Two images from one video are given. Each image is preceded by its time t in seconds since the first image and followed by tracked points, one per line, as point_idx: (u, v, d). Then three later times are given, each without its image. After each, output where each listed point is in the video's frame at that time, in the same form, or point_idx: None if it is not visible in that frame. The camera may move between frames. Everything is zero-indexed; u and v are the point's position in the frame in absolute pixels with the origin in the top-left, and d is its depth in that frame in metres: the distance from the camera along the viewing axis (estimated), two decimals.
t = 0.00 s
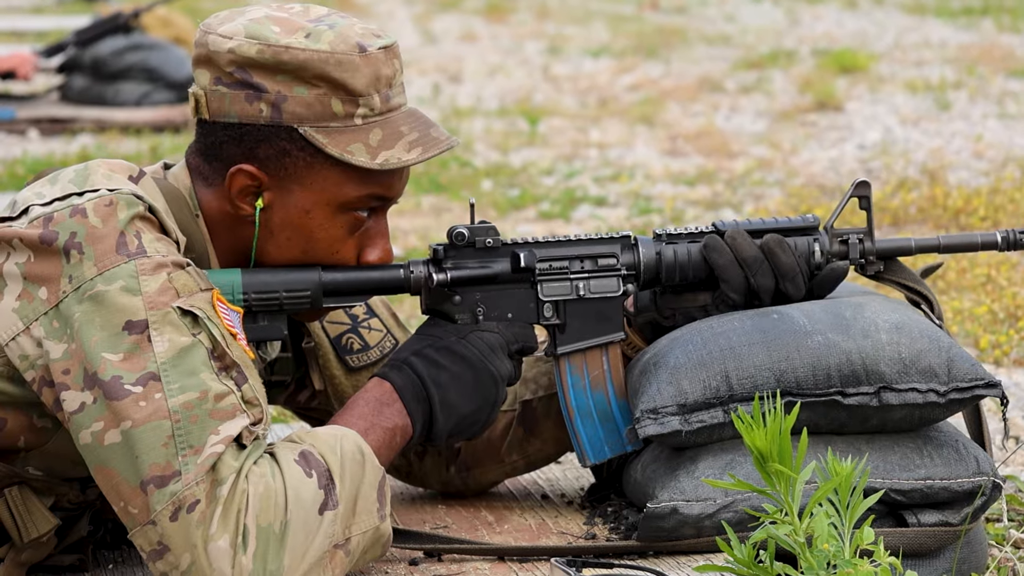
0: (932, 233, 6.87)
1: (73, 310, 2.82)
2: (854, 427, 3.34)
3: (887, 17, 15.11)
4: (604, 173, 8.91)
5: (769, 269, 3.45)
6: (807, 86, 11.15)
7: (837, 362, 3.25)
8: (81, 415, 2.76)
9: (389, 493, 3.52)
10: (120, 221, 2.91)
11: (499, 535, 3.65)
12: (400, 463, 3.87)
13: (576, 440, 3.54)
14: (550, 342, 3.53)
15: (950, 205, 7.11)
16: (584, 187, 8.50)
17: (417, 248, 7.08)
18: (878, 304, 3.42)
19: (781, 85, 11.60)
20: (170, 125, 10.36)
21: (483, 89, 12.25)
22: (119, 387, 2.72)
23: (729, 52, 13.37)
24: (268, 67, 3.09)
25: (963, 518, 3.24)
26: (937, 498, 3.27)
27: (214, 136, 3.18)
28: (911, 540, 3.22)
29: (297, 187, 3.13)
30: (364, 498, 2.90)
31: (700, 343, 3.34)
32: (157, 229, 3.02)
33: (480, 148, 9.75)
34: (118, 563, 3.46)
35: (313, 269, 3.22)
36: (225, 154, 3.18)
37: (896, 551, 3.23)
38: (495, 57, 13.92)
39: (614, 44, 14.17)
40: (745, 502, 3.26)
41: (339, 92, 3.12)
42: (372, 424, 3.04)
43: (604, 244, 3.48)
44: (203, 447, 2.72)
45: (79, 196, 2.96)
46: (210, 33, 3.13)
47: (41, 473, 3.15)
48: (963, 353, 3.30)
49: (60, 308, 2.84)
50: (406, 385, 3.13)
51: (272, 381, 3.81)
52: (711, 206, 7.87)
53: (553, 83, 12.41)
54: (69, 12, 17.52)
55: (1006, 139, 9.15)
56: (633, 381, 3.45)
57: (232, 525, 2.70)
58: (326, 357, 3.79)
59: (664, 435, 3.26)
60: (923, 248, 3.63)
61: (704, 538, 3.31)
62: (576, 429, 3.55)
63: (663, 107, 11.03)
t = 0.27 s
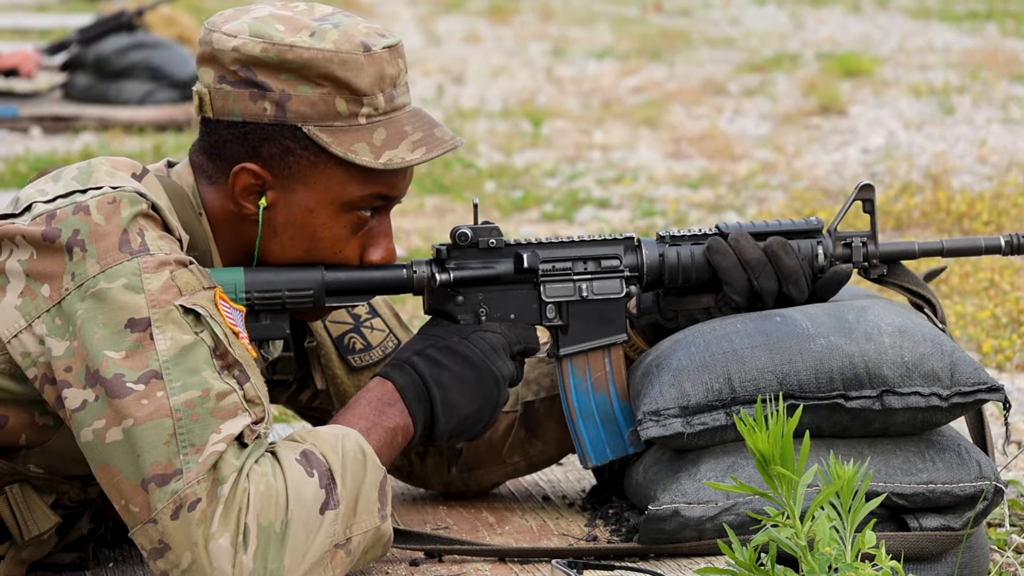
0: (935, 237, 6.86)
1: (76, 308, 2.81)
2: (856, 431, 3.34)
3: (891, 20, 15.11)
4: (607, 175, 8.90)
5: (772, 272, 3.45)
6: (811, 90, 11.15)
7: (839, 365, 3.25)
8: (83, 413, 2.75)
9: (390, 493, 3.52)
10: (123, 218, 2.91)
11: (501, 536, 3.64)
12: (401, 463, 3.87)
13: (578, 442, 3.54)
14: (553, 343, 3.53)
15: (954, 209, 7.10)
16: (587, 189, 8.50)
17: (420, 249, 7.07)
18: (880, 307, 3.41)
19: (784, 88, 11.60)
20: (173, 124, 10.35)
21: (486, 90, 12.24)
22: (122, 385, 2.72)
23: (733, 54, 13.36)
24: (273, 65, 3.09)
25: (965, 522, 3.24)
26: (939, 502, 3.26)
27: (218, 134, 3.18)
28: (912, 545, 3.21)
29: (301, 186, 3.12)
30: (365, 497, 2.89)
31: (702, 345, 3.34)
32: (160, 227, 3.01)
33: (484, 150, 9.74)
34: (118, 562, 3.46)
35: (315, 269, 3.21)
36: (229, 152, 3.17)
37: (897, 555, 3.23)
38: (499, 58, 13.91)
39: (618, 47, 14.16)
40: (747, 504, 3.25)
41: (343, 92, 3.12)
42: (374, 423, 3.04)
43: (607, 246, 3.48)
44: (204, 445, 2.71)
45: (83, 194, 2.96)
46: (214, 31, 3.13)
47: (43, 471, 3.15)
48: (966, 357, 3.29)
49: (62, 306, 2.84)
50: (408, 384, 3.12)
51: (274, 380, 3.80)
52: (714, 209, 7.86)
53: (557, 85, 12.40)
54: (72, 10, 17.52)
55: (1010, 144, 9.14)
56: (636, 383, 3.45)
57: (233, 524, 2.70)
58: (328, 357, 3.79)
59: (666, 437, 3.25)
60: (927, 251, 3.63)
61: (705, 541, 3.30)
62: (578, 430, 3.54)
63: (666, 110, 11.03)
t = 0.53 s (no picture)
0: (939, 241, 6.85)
1: (79, 306, 2.81)
2: (859, 434, 3.33)
3: (896, 25, 15.10)
4: (611, 178, 8.90)
5: (775, 274, 3.44)
6: (815, 94, 11.15)
7: (842, 368, 3.24)
8: (85, 411, 2.75)
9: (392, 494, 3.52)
10: (126, 216, 2.90)
11: (502, 538, 3.64)
12: (403, 464, 3.86)
13: (580, 444, 3.53)
14: (555, 345, 3.52)
15: (958, 214, 7.10)
16: (591, 191, 8.49)
17: (423, 250, 7.07)
18: (884, 311, 3.41)
19: (788, 92, 11.59)
20: (177, 123, 10.35)
21: (490, 92, 12.24)
22: (124, 384, 2.71)
23: (738, 58, 13.35)
24: (277, 64, 3.09)
25: (968, 527, 3.22)
26: (942, 507, 3.25)
27: (222, 133, 3.18)
28: (915, 549, 3.21)
29: (304, 185, 3.12)
30: (367, 498, 2.89)
31: (705, 348, 3.34)
32: (163, 226, 3.01)
33: (488, 151, 9.74)
34: (120, 561, 3.46)
35: (318, 268, 3.22)
36: (233, 151, 3.17)
37: (900, 559, 3.22)
38: (503, 60, 13.91)
39: (622, 49, 14.16)
40: (749, 507, 3.24)
41: (347, 91, 3.12)
42: (376, 423, 3.03)
43: (610, 247, 3.47)
44: (206, 445, 2.71)
45: (86, 192, 2.96)
46: (218, 30, 3.13)
47: (45, 470, 3.14)
48: (969, 362, 3.29)
49: (65, 303, 2.84)
50: (410, 384, 3.11)
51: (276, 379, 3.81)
52: (718, 212, 7.86)
53: (561, 87, 12.40)
54: (76, 9, 17.52)
55: (1014, 149, 9.14)
56: (639, 385, 3.45)
57: (235, 524, 2.70)
58: (330, 357, 3.79)
59: (668, 439, 3.25)
60: (931, 255, 3.62)
61: (707, 544, 3.29)
62: (580, 432, 3.54)
63: (670, 112, 11.02)
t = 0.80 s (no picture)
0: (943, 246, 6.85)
1: (82, 304, 2.81)
2: (861, 438, 3.33)
3: (901, 29, 15.09)
4: (615, 180, 8.90)
5: (779, 278, 3.44)
6: (819, 98, 11.14)
7: (846, 372, 3.24)
8: (87, 410, 2.75)
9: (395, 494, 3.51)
10: (130, 215, 2.90)
11: (504, 539, 3.64)
12: (406, 465, 3.86)
13: (583, 446, 3.52)
14: (559, 347, 3.53)
15: (962, 219, 7.09)
16: (594, 194, 8.48)
17: (426, 251, 7.06)
18: (888, 315, 3.40)
19: (793, 95, 11.58)
20: (181, 123, 10.35)
21: (495, 93, 12.24)
22: (126, 383, 2.71)
23: (742, 61, 13.34)
24: (283, 64, 3.08)
25: (970, 532, 3.22)
26: (945, 511, 3.25)
27: (227, 133, 3.17)
28: (917, 554, 3.21)
29: (309, 186, 3.12)
30: (369, 498, 2.88)
31: (708, 351, 3.34)
32: (167, 225, 3.01)
33: (491, 153, 9.74)
34: (121, 560, 3.46)
35: (322, 269, 3.22)
36: (237, 150, 3.17)
37: (901, 564, 3.22)
38: (508, 62, 13.91)
39: (626, 52, 14.16)
40: (752, 511, 3.23)
41: (353, 91, 3.12)
42: (379, 424, 3.03)
43: (614, 250, 3.47)
44: (208, 444, 2.71)
45: (90, 190, 2.96)
46: (225, 29, 3.13)
47: (46, 468, 3.14)
48: (973, 366, 3.28)
49: (68, 302, 2.83)
50: (413, 385, 3.11)
51: (278, 379, 3.81)
52: (722, 215, 7.85)
53: (565, 89, 12.40)
54: (81, 8, 17.52)
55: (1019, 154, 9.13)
56: (642, 388, 3.44)
57: (237, 524, 2.70)
58: (333, 357, 3.79)
59: (671, 442, 3.25)
60: (935, 259, 3.61)
61: (710, 547, 3.28)
62: (583, 434, 3.53)
63: (674, 115, 11.02)
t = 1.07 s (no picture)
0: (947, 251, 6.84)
1: (85, 304, 2.81)
2: (864, 443, 3.32)
3: (905, 34, 15.09)
4: (618, 183, 8.89)
5: (783, 282, 3.43)
6: (823, 102, 11.14)
7: (849, 377, 3.23)
8: (90, 410, 2.75)
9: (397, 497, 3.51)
10: (135, 215, 2.90)
11: (506, 542, 3.63)
12: (408, 467, 3.86)
13: (586, 449, 3.52)
14: (562, 349, 3.52)
15: (965, 224, 7.08)
16: (598, 197, 8.48)
17: (429, 253, 7.05)
18: (891, 319, 3.40)
19: (797, 100, 11.58)
20: (184, 123, 10.35)
21: (499, 96, 12.25)
22: (130, 383, 2.71)
23: (747, 65, 13.34)
24: (288, 64, 3.08)
25: (973, 537, 3.22)
26: (947, 517, 3.24)
27: (231, 132, 3.17)
28: (920, 559, 3.21)
29: (313, 186, 3.12)
30: (372, 500, 2.88)
31: (711, 354, 3.33)
32: (171, 225, 3.01)
33: (495, 155, 9.74)
34: (122, 560, 3.46)
35: (326, 270, 3.22)
36: (242, 150, 3.17)
37: (904, 569, 3.22)
38: (512, 64, 13.92)
39: (631, 55, 14.16)
40: (754, 515, 3.23)
41: (357, 92, 3.11)
42: (382, 425, 3.03)
43: (619, 252, 3.47)
44: (211, 445, 2.71)
45: (94, 190, 2.96)
46: (230, 29, 3.13)
47: (48, 468, 3.14)
48: (977, 371, 3.28)
49: (72, 301, 2.83)
50: (416, 387, 3.11)
51: (281, 381, 3.83)
52: (725, 219, 7.85)
53: (569, 92, 12.40)
54: (86, 8, 17.53)
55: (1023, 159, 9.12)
56: (645, 391, 3.44)
57: (239, 524, 2.69)
58: (337, 358, 3.79)
59: (674, 445, 3.25)
60: (939, 264, 3.61)
61: (712, 550, 3.28)
62: (586, 437, 3.53)
63: (678, 119, 11.02)
